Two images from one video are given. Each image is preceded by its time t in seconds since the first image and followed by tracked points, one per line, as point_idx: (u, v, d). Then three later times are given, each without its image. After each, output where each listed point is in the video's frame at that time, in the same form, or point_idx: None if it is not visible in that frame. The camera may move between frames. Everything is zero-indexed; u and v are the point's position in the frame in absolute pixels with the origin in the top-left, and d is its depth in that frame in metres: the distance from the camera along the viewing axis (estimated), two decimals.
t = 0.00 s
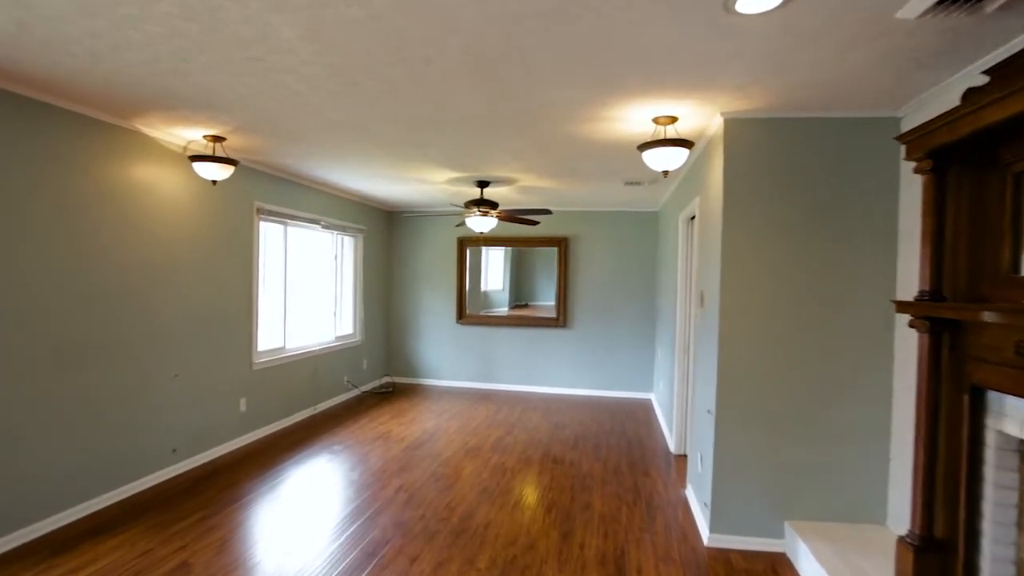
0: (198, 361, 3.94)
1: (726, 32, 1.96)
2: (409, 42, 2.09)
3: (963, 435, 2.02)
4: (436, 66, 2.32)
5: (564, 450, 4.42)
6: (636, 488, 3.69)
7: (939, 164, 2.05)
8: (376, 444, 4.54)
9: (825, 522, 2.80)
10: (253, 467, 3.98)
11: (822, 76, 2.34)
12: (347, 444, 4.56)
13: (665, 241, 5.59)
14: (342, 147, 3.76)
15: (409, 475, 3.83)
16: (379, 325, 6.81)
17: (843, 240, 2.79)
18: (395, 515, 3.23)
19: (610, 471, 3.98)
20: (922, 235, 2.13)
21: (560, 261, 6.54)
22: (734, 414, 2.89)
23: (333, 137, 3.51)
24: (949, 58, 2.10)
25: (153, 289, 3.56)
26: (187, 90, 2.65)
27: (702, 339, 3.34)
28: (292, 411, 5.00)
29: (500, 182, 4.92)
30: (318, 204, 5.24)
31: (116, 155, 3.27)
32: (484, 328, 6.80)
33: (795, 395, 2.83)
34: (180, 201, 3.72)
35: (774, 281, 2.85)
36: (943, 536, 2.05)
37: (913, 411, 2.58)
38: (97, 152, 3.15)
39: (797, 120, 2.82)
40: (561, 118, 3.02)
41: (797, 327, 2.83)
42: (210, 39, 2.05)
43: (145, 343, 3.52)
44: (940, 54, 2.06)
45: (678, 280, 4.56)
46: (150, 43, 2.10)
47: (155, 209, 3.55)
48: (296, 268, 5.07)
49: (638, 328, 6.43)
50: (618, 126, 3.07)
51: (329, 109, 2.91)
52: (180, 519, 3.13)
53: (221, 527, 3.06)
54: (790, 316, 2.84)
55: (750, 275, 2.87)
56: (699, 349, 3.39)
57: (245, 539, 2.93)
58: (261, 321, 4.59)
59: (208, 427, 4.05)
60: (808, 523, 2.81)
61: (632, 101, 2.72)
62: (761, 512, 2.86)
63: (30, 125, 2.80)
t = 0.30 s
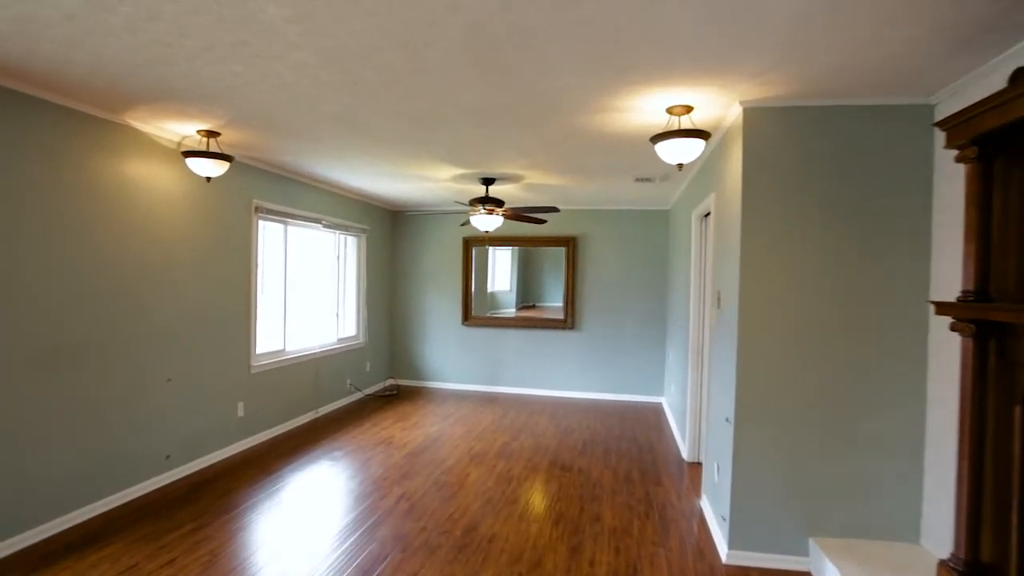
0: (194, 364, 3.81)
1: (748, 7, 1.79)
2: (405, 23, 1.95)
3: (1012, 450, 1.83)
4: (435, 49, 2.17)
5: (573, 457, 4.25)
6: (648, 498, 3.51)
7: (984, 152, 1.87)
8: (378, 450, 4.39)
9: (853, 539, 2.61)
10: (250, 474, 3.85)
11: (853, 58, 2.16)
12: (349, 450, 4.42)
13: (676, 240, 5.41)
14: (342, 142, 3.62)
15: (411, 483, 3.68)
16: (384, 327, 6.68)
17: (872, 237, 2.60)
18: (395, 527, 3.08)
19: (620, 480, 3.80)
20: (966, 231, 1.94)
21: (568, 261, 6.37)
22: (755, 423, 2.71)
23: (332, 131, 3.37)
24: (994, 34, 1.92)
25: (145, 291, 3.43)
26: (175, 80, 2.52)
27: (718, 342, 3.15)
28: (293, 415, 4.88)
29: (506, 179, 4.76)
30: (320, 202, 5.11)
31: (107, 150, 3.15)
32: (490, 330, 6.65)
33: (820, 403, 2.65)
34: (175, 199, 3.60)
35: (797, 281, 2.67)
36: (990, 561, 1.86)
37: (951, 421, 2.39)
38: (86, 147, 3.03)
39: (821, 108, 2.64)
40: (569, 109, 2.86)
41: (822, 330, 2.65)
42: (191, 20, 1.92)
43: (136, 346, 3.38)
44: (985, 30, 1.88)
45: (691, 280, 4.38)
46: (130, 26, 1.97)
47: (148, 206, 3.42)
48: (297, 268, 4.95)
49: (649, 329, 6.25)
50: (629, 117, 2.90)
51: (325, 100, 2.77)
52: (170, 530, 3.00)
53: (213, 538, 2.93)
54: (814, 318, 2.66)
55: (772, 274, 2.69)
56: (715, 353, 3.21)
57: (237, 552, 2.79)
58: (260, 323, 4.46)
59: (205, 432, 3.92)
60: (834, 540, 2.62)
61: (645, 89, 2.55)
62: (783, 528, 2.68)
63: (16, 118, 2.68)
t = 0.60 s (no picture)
0: (191, 368, 3.69)
1: None
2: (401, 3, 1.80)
3: None
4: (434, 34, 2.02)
5: (582, 466, 4.08)
6: (662, 511, 3.33)
7: None
8: (381, 457, 4.25)
9: (886, 561, 2.42)
10: (248, 482, 3.72)
11: (892, 39, 1.97)
12: (351, 457, 4.28)
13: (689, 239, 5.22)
14: (342, 138, 3.49)
15: (414, 493, 3.53)
16: (389, 329, 6.55)
17: (906, 235, 2.41)
18: (396, 541, 2.94)
19: (632, 491, 3.63)
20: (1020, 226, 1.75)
21: (577, 261, 6.20)
22: (779, 434, 2.52)
23: (330, 125, 3.23)
24: None
25: (137, 295, 3.30)
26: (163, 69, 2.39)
27: (737, 348, 2.97)
28: (294, 419, 4.75)
29: (513, 177, 4.61)
30: (322, 201, 4.99)
31: (97, 147, 3.03)
32: (498, 332, 6.49)
33: (850, 414, 2.46)
34: (170, 198, 3.47)
35: (825, 282, 2.48)
36: None
37: (996, 434, 2.20)
38: (75, 144, 2.91)
39: (851, 96, 2.46)
40: (579, 99, 2.69)
41: (852, 335, 2.46)
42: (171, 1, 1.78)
43: (127, 350, 3.25)
44: None
45: (706, 281, 4.19)
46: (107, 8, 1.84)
47: (141, 206, 3.29)
48: (299, 269, 4.82)
49: (660, 331, 6.07)
50: (643, 107, 2.73)
51: (321, 91, 2.63)
52: (160, 543, 2.87)
53: (205, 553, 2.79)
54: (843, 322, 2.47)
55: (796, 274, 2.50)
56: (734, 359, 3.03)
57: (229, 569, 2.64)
58: (260, 325, 4.34)
59: (203, 438, 3.80)
60: (866, 561, 2.43)
61: (660, 76, 2.38)
62: (810, 549, 2.49)
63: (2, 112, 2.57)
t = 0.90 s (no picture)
0: (188, 371, 3.55)
1: None
2: None
3: None
4: (434, 14, 1.87)
5: (593, 474, 3.91)
6: (678, 523, 3.16)
7: None
8: (386, 463, 4.12)
9: None
10: (248, 489, 3.60)
11: (939, 15, 1.78)
12: (355, 462, 4.16)
13: (705, 237, 5.04)
14: (343, 133, 3.36)
15: (418, 502, 3.39)
16: (396, 330, 6.43)
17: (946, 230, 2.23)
18: (398, 553, 2.80)
19: (647, 501, 3.46)
20: None
21: (588, 261, 6.04)
22: (806, 446, 2.35)
23: (330, 119, 3.10)
24: None
25: (132, 296, 3.18)
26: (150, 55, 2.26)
27: (759, 352, 2.79)
28: (297, 423, 4.64)
29: (522, 173, 4.46)
30: (326, 200, 4.87)
31: (90, 142, 2.91)
32: (506, 333, 6.35)
33: (884, 424, 2.27)
34: (167, 196, 3.36)
35: (857, 283, 2.29)
36: None
37: None
38: (65, 138, 2.79)
39: (885, 81, 2.27)
40: (590, 87, 2.54)
41: (887, 339, 2.27)
42: None
43: (122, 353, 3.13)
44: None
45: (722, 281, 4.01)
46: None
47: (136, 203, 3.18)
48: (302, 269, 4.72)
49: (674, 333, 5.89)
50: (659, 95, 2.56)
51: (318, 80, 2.49)
52: (152, 556, 2.74)
53: (198, 566, 2.66)
54: (876, 326, 2.28)
55: (825, 273, 2.32)
56: (755, 364, 2.85)
57: None
58: (261, 326, 4.23)
59: (202, 444, 3.69)
60: None
61: (678, 61, 2.22)
62: (841, 570, 2.31)
63: None
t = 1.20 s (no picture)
0: (186, 374, 3.44)
1: None
2: None
3: None
4: None
5: (607, 483, 3.73)
6: (697, 538, 2.98)
7: None
8: (391, 469, 3.98)
9: None
10: (247, 496, 3.47)
11: None
12: (359, 468, 4.02)
13: (722, 235, 4.84)
14: (346, 125, 3.22)
15: (423, 512, 3.25)
16: (404, 331, 6.31)
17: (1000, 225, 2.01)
18: (400, 567, 2.65)
19: (664, 513, 3.28)
20: None
21: (601, 260, 5.86)
22: (842, 461, 2.15)
23: (331, 110, 2.96)
24: None
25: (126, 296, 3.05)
26: (137, 41, 2.14)
27: (786, 358, 2.60)
28: (301, 427, 4.52)
29: (532, 169, 4.30)
30: (331, 198, 4.75)
31: (80, 135, 2.79)
32: (517, 335, 6.19)
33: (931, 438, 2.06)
34: (164, 192, 3.25)
35: (900, 281, 2.09)
36: None
37: None
38: (54, 131, 2.67)
39: (930, 61, 2.07)
40: (604, 73, 2.36)
41: (934, 344, 2.06)
42: None
43: (116, 355, 3.00)
44: None
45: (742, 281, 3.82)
46: None
47: (130, 199, 3.06)
48: (307, 268, 4.60)
49: (689, 335, 5.69)
50: (679, 80, 2.38)
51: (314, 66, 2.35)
52: (143, 568, 2.61)
53: None
54: (921, 329, 2.07)
55: (864, 271, 2.12)
56: (782, 370, 2.66)
57: None
58: (264, 327, 4.12)
59: (201, 449, 3.57)
60: None
61: (701, 43, 2.04)
62: None
63: None
